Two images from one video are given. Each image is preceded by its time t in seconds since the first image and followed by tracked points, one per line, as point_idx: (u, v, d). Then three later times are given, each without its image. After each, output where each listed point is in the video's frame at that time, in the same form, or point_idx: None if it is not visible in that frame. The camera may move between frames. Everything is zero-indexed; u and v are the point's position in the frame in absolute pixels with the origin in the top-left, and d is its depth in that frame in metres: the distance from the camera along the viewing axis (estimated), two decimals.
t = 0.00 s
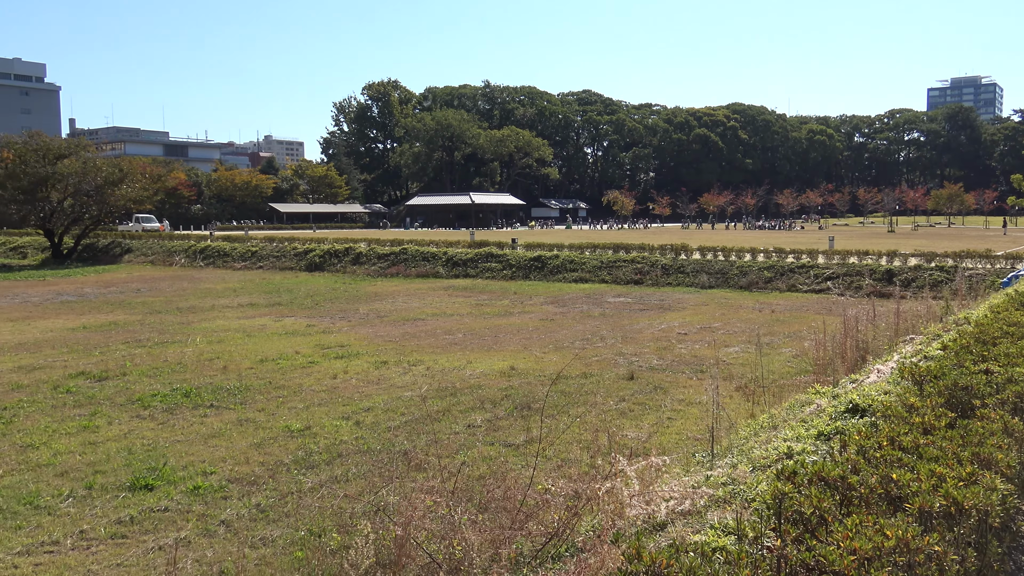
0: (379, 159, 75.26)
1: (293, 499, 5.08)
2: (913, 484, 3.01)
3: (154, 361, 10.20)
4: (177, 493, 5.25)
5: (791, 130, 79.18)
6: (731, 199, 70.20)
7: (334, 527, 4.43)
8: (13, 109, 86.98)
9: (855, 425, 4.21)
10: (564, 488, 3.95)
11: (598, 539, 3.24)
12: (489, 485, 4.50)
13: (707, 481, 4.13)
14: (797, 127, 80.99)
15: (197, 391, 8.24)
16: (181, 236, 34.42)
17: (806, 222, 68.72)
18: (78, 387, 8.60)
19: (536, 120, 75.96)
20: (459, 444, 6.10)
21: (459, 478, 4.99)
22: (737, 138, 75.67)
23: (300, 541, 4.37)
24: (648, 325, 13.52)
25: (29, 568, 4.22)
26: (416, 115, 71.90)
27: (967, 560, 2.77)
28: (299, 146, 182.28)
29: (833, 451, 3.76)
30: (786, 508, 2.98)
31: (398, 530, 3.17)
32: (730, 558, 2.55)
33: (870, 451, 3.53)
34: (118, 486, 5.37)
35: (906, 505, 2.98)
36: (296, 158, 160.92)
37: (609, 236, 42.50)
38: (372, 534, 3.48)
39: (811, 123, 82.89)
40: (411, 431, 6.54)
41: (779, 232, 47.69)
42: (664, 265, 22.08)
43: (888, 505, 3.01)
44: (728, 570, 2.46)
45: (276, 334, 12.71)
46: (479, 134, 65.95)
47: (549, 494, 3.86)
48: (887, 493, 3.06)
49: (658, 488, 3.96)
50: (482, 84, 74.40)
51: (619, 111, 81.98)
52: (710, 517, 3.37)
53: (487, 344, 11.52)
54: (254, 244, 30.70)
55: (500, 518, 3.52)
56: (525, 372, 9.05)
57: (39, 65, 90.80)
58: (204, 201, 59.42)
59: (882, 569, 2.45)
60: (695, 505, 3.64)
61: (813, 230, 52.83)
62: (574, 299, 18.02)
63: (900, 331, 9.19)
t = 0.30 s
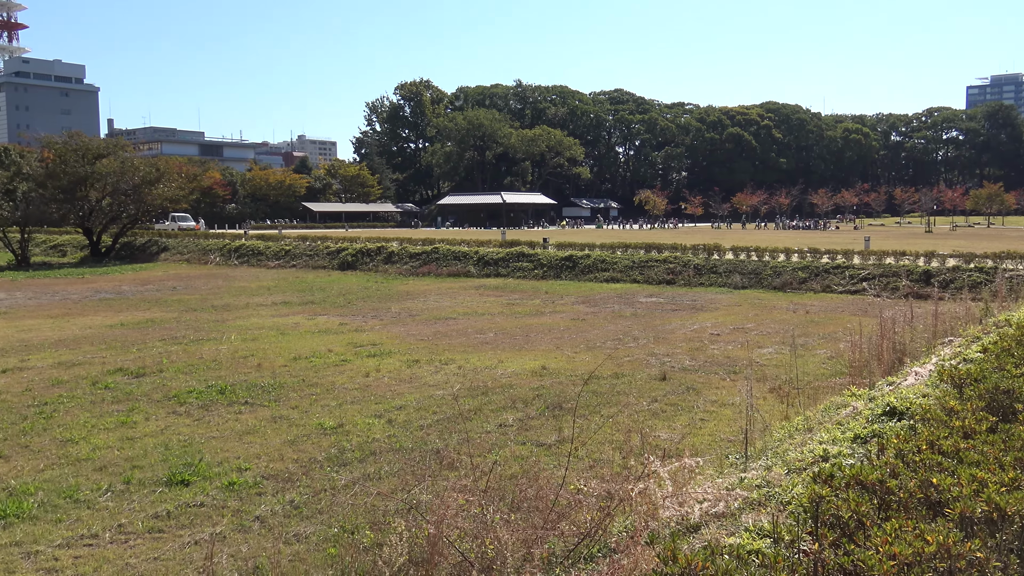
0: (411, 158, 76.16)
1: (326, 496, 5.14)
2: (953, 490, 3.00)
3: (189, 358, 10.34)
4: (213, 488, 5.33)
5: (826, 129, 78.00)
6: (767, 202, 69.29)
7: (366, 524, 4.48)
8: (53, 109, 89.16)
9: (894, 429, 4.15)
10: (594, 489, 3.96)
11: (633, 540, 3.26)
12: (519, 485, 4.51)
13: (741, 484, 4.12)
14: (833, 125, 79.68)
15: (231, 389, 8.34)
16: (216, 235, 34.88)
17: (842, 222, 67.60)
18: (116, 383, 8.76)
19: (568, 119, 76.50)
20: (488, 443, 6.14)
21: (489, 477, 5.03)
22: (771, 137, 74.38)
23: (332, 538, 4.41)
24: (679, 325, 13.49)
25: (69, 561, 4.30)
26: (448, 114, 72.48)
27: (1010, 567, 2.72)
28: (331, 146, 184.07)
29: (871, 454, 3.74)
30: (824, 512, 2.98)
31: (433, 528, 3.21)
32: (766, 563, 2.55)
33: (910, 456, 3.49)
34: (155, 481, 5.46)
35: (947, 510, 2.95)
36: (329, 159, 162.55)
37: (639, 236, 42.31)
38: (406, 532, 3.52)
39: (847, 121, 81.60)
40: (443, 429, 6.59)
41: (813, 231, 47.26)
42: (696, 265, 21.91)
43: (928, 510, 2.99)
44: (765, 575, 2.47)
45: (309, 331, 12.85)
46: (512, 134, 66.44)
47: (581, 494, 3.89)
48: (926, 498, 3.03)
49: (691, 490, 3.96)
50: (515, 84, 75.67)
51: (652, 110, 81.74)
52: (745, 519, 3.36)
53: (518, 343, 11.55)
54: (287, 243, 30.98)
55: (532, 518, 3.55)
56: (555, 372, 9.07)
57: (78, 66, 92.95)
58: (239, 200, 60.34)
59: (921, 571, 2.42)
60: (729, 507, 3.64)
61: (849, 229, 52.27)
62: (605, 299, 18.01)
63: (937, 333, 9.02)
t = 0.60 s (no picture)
0: (445, 158, 76.40)
1: (361, 494, 5.18)
2: (1000, 496, 2.94)
3: (226, 356, 10.48)
4: (250, 484, 5.41)
5: (864, 128, 76.80)
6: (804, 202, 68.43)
7: (401, 522, 4.53)
8: (95, 111, 91.20)
9: (936, 432, 4.09)
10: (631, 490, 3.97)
11: (668, 542, 3.27)
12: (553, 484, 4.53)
13: (779, 486, 4.09)
14: (871, 124, 78.58)
15: (268, 386, 8.44)
16: (253, 234, 35.17)
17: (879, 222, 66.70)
18: (155, 380, 8.93)
19: (602, 119, 76.82)
20: (521, 442, 6.17)
21: (523, 476, 5.05)
22: (808, 135, 73.52)
23: (367, 535, 4.46)
24: (713, 326, 13.40)
25: (110, 554, 4.39)
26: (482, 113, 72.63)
27: None
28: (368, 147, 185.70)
29: (913, 458, 3.69)
30: (865, 517, 2.99)
31: (468, 528, 3.26)
32: (806, 567, 2.55)
33: (952, 461, 3.44)
34: (194, 477, 5.56)
35: (991, 517, 2.91)
36: (363, 159, 163.79)
37: (674, 236, 42.05)
38: (441, 531, 3.57)
39: (884, 120, 80.17)
40: (478, 428, 6.63)
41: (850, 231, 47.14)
42: (731, 265, 21.67)
43: (971, 516, 2.94)
44: None
45: (343, 330, 12.94)
46: (545, 133, 66.13)
47: (616, 495, 3.90)
48: (970, 504, 2.99)
49: (728, 491, 3.96)
50: (550, 83, 76.36)
51: (686, 109, 81.31)
52: (783, 521, 3.36)
53: (552, 343, 11.56)
54: (322, 242, 31.26)
55: (567, 518, 3.57)
56: (589, 372, 9.07)
57: (120, 68, 94.82)
58: (274, 199, 61.13)
59: None
60: (766, 510, 3.63)
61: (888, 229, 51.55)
62: (638, 299, 17.95)
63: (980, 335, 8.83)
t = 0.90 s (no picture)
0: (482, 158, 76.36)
1: (400, 493, 5.22)
2: None
3: (267, 354, 10.62)
4: (290, 482, 5.48)
5: (908, 127, 75.43)
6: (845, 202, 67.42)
7: (439, 521, 4.58)
8: (139, 112, 93.12)
9: (985, 438, 4.02)
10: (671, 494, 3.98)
11: (711, 547, 3.28)
12: (591, 486, 4.55)
13: (820, 491, 4.07)
14: (914, 123, 77.16)
15: (307, 385, 8.54)
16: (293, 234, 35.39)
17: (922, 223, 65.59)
18: (197, 377, 9.10)
19: (639, 119, 76.53)
20: (558, 443, 6.19)
21: (561, 477, 5.07)
22: (849, 135, 72.50)
23: (406, 534, 4.51)
24: (753, 327, 13.29)
25: (153, 548, 4.48)
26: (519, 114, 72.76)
27: None
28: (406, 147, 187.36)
29: (960, 465, 3.64)
30: (911, 525, 2.98)
31: (507, 528, 3.31)
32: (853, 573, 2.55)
33: (1001, 467, 3.39)
34: (235, 473, 5.65)
35: None
36: (401, 158, 164.89)
37: (713, 237, 41.80)
38: (481, 531, 3.60)
39: (929, 119, 78.26)
40: (516, 429, 6.65)
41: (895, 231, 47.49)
42: (771, 266, 21.44)
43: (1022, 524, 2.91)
44: None
45: (381, 330, 13.02)
46: (583, 133, 66.08)
47: (655, 497, 3.92)
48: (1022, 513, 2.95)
49: (768, 496, 3.95)
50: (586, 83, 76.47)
51: (725, 108, 80.58)
52: (825, 528, 3.36)
53: (589, 344, 11.57)
54: (360, 241, 31.54)
55: (606, 519, 3.60)
56: (627, 374, 9.04)
57: (164, 71, 96.48)
58: (313, 199, 61.86)
59: None
60: (808, 515, 3.62)
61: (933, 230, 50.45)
62: (676, 300, 17.90)
63: None
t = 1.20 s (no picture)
0: (512, 159, 76.41)
1: (430, 493, 5.25)
2: None
3: (298, 353, 10.71)
4: (321, 480, 5.53)
5: (944, 127, 74.31)
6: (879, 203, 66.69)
7: (469, 522, 4.62)
8: (174, 113, 94.37)
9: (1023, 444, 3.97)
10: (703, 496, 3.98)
11: (745, 552, 3.27)
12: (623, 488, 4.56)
13: (854, 495, 4.05)
14: (952, 124, 75.97)
15: (338, 384, 8.60)
16: (324, 234, 35.68)
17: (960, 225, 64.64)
18: (229, 375, 9.22)
19: (671, 119, 75.98)
20: (589, 445, 6.20)
21: (592, 478, 5.07)
22: (885, 135, 71.48)
23: (436, 534, 4.54)
24: (785, 330, 13.19)
25: (187, 544, 4.55)
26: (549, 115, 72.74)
27: None
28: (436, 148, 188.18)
29: (1000, 471, 3.59)
30: (951, 532, 2.97)
31: (539, 529, 3.33)
32: None
33: None
34: (267, 471, 5.71)
35: None
36: (431, 159, 165.60)
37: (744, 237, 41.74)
38: (513, 533, 3.63)
39: (967, 120, 76.94)
40: (546, 429, 6.66)
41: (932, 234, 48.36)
42: (804, 268, 21.25)
43: None
44: None
45: (412, 330, 13.10)
46: (614, 134, 65.89)
47: (687, 500, 3.92)
48: None
49: (800, 500, 3.93)
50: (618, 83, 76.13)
51: (758, 109, 79.93)
52: (860, 533, 3.35)
53: (619, 345, 11.54)
54: (390, 242, 31.72)
55: (636, 520, 3.61)
56: (657, 375, 9.00)
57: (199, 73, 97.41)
58: (344, 199, 61.70)
59: None
60: (843, 520, 3.60)
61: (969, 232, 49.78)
62: (706, 302, 17.83)
63: None
